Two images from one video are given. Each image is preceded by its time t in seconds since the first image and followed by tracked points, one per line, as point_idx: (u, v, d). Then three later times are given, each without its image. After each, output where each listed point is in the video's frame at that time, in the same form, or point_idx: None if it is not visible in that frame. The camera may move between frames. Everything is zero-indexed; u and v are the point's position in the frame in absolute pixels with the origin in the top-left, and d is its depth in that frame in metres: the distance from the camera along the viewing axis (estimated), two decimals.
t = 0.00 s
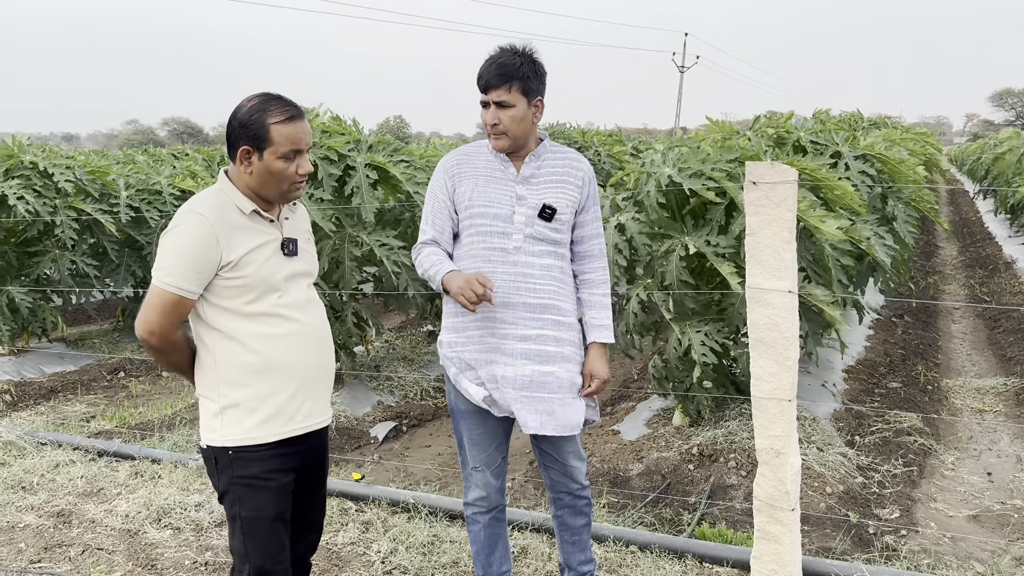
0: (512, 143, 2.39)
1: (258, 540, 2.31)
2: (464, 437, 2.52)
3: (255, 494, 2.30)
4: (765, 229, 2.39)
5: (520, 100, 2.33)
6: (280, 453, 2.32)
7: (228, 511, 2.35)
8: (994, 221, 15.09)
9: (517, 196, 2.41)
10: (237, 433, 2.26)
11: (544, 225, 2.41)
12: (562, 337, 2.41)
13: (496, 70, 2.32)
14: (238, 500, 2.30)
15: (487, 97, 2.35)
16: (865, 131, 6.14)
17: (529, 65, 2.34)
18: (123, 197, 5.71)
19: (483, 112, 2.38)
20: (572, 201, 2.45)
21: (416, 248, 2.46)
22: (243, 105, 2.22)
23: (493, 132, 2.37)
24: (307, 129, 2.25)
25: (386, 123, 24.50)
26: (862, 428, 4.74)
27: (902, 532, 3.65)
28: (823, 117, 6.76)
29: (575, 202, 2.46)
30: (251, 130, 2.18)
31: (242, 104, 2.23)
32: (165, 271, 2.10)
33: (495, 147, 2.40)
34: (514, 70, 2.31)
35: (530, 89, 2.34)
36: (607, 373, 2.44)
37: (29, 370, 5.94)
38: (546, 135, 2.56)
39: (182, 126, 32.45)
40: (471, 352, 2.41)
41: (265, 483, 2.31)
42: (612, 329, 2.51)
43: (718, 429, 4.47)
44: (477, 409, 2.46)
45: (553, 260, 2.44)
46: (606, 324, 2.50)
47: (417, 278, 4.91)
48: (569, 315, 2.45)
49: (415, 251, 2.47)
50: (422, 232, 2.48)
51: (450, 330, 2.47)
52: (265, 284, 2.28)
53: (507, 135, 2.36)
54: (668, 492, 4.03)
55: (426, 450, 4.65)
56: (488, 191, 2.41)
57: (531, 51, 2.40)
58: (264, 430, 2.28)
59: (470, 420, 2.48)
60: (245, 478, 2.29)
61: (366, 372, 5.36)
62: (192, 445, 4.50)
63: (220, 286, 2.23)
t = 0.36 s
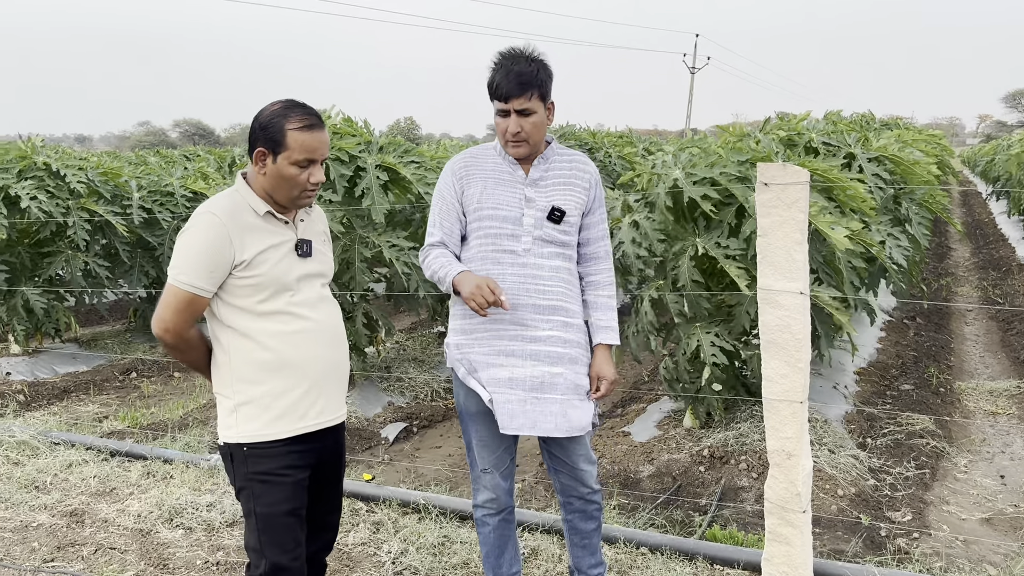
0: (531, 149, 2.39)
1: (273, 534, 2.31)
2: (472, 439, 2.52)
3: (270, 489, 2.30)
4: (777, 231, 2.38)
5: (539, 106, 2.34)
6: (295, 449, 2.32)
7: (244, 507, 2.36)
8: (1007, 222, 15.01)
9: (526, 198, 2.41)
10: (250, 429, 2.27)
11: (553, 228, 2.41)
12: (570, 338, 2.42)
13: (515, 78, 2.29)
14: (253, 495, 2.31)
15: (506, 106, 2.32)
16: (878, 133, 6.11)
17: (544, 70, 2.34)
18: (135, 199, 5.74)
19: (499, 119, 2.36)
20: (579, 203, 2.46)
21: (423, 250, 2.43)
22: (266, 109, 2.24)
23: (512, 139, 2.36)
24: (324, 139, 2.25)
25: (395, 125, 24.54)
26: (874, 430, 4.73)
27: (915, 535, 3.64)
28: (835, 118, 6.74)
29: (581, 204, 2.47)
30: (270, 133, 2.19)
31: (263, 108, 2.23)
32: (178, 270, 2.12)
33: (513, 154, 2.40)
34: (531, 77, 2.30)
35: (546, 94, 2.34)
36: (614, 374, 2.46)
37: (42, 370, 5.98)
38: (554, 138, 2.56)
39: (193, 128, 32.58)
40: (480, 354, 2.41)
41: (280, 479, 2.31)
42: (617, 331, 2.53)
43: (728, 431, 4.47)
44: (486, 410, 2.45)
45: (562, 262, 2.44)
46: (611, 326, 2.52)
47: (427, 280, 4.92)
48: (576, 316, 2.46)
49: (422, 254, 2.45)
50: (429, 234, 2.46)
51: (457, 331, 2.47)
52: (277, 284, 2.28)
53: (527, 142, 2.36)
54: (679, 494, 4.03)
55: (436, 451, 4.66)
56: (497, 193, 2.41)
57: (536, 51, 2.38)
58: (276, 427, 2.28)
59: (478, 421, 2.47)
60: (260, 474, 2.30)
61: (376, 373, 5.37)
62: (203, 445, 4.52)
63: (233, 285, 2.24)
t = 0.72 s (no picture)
0: (552, 154, 2.41)
1: (280, 536, 2.32)
2: (488, 442, 2.52)
3: (279, 490, 2.31)
4: (788, 233, 2.38)
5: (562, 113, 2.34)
6: (304, 451, 2.32)
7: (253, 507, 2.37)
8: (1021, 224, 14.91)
9: (544, 202, 2.42)
10: (260, 430, 2.28)
11: (571, 230, 2.43)
12: (589, 339, 2.43)
13: (540, 89, 2.27)
14: (262, 496, 2.32)
15: (530, 114, 2.32)
16: (891, 134, 6.09)
17: (565, 77, 2.32)
18: (148, 200, 5.77)
19: (522, 127, 2.35)
20: (595, 205, 2.47)
21: (439, 255, 2.40)
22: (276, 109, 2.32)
23: (535, 148, 2.37)
24: (324, 132, 2.26)
25: (406, 126, 24.61)
26: (886, 434, 4.72)
27: (927, 539, 3.61)
28: (848, 120, 6.72)
29: (598, 206, 2.48)
30: (271, 128, 2.24)
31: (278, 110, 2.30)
32: (189, 267, 2.14)
33: (534, 160, 2.41)
34: (554, 86, 2.28)
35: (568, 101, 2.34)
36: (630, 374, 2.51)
37: (55, 371, 6.02)
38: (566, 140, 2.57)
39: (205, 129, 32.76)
40: (498, 356, 2.40)
41: (289, 480, 2.31)
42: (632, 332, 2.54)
43: (740, 433, 4.46)
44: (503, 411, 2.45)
45: (580, 264, 2.45)
46: (626, 326, 2.53)
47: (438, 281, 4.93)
48: (594, 318, 2.47)
49: (438, 258, 2.41)
50: (445, 238, 2.44)
51: (474, 334, 2.46)
52: (290, 284, 2.29)
53: (548, 150, 2.38)
54: (690, 497, 4.01)
55: (447, 452, 4.66)
56: (515, 197, 2.41)
57: (552, 55, 2.36)
58: (288, 427, 2.29)
59: (494, 423, 2.47)
60: (269, 475, 2.30)
61: (387, 375, 5.39)
62: (214, 446, 4.54)
63: (246, 284, 2.25)
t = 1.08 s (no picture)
0: (576, 152, 2.41)
1: (295, 539, 2.33)
2: (520, 441, 2.51)
3: (294, 493, 2.31)
4: (801, 235, 2.36)
5: (586, 110, 2.34)
6: (318, 454, 2.32)
7: (268, 510, 2.37)
8: None
9: (574, 199, 2.43)
10: (276, 431, 2.28)
11: (602, 227, 2.45)
12: (625, 335, 2.44)
13: (566, 82, 2.28)
14: (277, 499, 2.32)
15: (554, 108, 2.33)
16: (903, 136, 6.08)
17: (592, 74, 2.33)
18: (161, 202, 5.81)
19: (547, 122, 2.37)
20: (625, 201, 2.49)
21: (471, 253, 2.40)
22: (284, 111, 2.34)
23: (559, 143, 2.38)
24: (332, 128, 2.27)
25: (421, 128, 24.71)
26: (898, 437, 4.70)
27: (940, 543, 3.59)
28: (860, 121, 6.70)
29: (627, 202, 2.50)
30: (279, 129, 2.26)
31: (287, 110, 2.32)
32: (201, 269, 2.14)
33: (558, 157, 2.42)
34: (581, 81, 2.29)
35: (594, 99, 2.34)
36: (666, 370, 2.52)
37: (68, 371, 6.05)
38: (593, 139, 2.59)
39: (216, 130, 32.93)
40: (534, 357, 2.40)
41: (304, 483, 2.31)
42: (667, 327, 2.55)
43: (751, 436, 4.45)
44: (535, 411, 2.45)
45: (612, 260, 2.47)
46: (661, 322, 2.54)
47: (449, 282, 4.93)
48: (628, 314, 2.48)
49: (469, 257, 2.41)
50: (475, 239, 2.44)
51: (509, 335, 2.46)
52: (302, 283, 2.29)
53: (572, 148, 2.39)
54: (701, 499, 4.00)
55: (457, 454, 4.67)
56: (545, 196, 2.42)
57: (584, 55, 2.38)
58: (303, 428, 2.29)
59: (525, 424, 2.48)
60: (284, 479, 2.30)
61: (398, 376, 5.40)
62: (226, 447, 4.55)
63: (258, 286, 2.25)
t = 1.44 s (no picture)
0: (587, 147, 2.43)
1: (303, 544, 2.32)
2: (539, 441, 2.52)
3: (305, 497, 2.31)
4: (811, 236, 2.36)
5: (598, 106, 2.36)
6: (328, 458, 2.32)
7: (275, 514, 2.37)
8: None
9: (596, 199, 2.44)
10: (288, 435, 2.27)
11: (625, 227, 2.44)
12: (646, 338, 2.43)
13: (576, 74, 2.35)
14: (287, 504, 2.32)
15: (564, 101, 2.39)
16: (914, 136, 6.06)
17: (610, 71, 2.36)
18: (170, 203, 5.83)
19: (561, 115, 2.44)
20: (651, 202, 2.47)
21: (496, 251, 2.46)
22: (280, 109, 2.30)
23: (568, 136, 2.42)
24: (341, 121, 2.29)
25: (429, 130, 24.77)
26: (908, 439, 4.69)
27: (951, 546, 3.57)
28: (871, 122, 6.68)
29: (653, 203, 2.48)
30: (285, 126, 2.23)
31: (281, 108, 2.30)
32: (211, 270, 2.14)
33: (571, 152, 2.45)
34: (593, 75, 2.34)
35: (608, 96, 2.36)
36: (693, 375, 2.51)
37: (77, 371, 6.08)
38: (623, 138, 2.59)
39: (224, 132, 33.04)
40: (554, 357, 2.42)
41: (314, 487, 2.31)
42: (695, 330, 2.52)
43: (761, 438, 4.45)
44: (554, 412, 2.46)
45: (635, 262, 2.46)
46: (689, 326, 2.51)
47: (458, 283, 4.94)
48: (652, 316, 2.46)
49: (494, 255, 2.48)
50: (501, 236, 2.51)
51: (531, 335, 2.49)
52: (314, 284, 2.28)
53: (581, 141, 2.41)
54: (710, 501, 3.98)
55: (465, 455, 4.66)
56: (567, 195, 2.44)
57: (614, 56, 2.41)
58: (315, 431, 2.28)
59: (548, 423, 2.48)
60: (293, 482, 2.30)
61: (407, 377, 5.40)
62: (234, 447, 4.56)
63: (269, 287, 2.24)
